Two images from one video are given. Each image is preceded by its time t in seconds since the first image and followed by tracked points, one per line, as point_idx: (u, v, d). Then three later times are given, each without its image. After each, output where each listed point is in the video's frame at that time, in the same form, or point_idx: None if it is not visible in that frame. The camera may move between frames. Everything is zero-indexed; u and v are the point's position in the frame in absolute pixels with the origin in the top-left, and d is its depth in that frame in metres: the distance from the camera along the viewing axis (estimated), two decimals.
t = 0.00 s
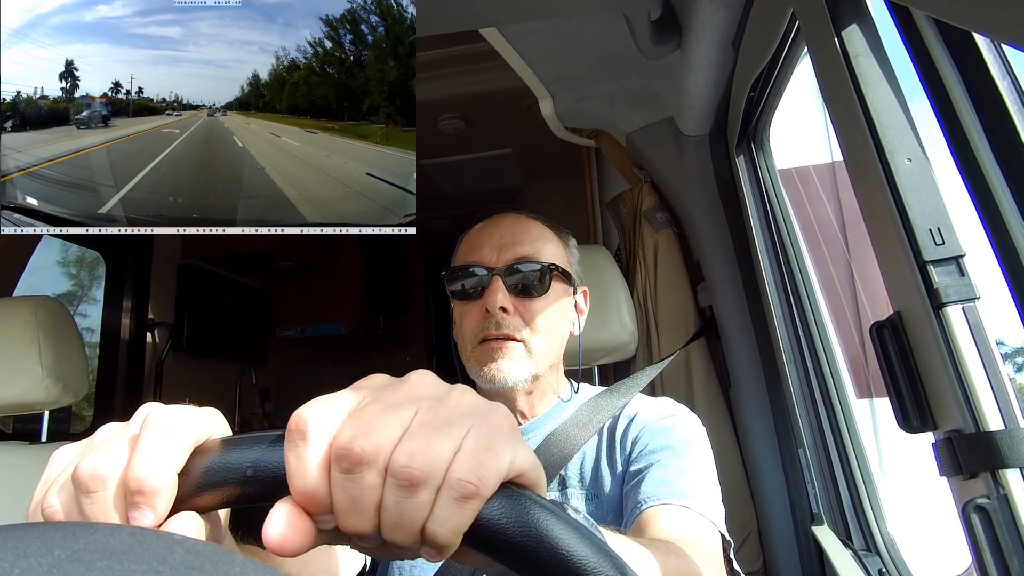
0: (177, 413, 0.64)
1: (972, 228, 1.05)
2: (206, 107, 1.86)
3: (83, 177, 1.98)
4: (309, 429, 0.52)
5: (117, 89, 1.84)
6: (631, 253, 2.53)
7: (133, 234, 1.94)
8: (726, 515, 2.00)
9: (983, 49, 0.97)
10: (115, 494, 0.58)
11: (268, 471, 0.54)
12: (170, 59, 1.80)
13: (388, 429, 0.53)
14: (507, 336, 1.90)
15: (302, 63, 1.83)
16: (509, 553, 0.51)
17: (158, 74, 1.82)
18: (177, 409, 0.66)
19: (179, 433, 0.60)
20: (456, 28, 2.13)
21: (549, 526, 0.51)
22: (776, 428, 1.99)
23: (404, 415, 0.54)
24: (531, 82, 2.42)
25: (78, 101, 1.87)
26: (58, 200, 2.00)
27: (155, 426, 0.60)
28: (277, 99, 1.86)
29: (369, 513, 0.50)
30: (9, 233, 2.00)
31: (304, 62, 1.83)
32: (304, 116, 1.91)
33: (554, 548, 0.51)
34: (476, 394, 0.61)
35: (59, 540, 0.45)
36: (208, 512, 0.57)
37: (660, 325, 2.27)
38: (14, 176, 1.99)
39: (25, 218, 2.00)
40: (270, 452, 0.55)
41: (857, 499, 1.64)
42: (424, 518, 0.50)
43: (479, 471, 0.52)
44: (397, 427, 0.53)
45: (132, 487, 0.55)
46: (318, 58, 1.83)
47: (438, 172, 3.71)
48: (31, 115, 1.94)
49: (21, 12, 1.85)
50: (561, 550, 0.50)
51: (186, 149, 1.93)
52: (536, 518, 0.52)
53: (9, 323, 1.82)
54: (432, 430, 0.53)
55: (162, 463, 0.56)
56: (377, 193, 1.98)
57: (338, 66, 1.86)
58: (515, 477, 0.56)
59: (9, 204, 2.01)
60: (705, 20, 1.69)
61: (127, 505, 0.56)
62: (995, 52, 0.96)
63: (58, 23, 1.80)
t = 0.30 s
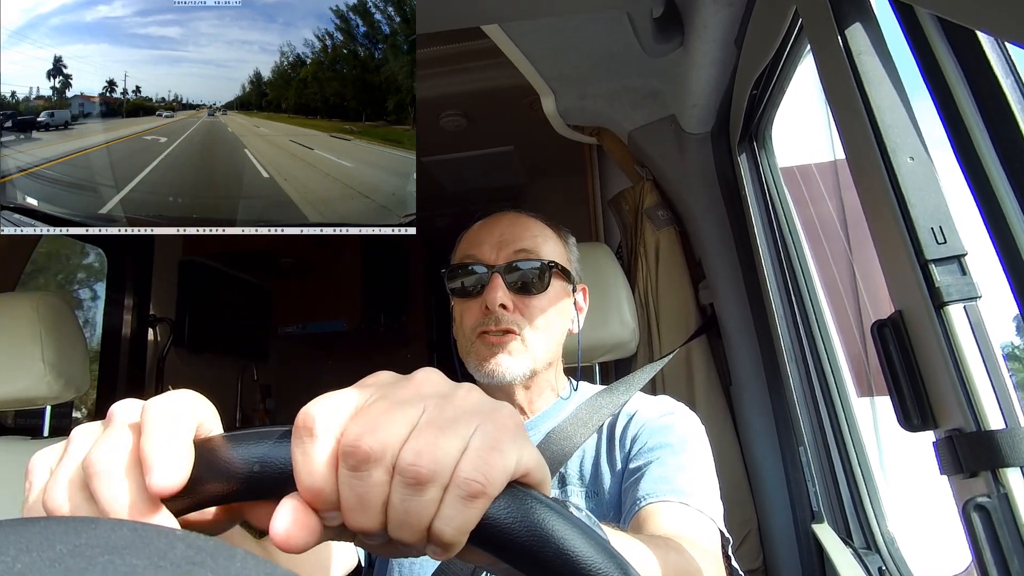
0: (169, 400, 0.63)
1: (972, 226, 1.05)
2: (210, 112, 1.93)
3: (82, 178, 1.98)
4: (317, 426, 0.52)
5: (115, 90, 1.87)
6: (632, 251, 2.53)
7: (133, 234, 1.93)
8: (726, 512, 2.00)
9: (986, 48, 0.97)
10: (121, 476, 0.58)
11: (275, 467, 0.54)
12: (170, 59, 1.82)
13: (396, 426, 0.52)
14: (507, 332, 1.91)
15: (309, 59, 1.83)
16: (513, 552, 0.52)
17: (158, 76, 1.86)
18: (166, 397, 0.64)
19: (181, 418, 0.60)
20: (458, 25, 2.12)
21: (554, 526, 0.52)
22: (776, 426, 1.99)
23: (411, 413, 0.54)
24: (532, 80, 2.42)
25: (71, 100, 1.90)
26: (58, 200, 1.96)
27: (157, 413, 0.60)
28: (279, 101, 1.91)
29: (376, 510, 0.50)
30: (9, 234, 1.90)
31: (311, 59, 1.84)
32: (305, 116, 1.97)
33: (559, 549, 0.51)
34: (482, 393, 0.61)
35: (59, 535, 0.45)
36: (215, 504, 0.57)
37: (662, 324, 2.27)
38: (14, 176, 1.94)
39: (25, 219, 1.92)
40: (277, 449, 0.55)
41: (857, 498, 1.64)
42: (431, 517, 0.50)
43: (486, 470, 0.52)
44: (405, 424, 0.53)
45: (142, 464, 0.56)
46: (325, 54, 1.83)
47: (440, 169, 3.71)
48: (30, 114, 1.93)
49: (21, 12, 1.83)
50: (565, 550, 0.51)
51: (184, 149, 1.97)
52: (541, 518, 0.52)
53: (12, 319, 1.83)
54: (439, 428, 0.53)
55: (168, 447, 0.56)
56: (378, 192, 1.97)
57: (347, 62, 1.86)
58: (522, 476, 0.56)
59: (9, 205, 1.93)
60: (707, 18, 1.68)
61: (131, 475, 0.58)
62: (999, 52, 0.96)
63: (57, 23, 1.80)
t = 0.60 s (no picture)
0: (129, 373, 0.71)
1: (973, 225, 1.05)
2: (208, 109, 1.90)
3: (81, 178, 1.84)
4: (341, 428, 0.52)
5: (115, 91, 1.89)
6: (633, 251, 2.53)
7: (134, 234, 1.83)
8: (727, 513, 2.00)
9: (988, 47, 0.97)
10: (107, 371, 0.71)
11: (295, 468, 0.54)
12: (169, 59, 1.73)
13: (419, 431, 0.52)
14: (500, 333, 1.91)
15: (316, 55, 1.79)
16: (528, 561, 0.52)
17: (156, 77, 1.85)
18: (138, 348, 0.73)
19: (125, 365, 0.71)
20: (460, 25, 2.12)
21: (567, 536, 0.53)
22: (777, 426, 1.99)
23: (434, 418, 0.54)
24: (533, 79, 2.42)
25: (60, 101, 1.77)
26: (58, 200, 1.81)
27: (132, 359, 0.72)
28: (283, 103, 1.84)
29: (396, 514, 0.50)
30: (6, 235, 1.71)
31: (319, 57, 1.81)
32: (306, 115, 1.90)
33: (574, 559, 0.52)
34: (503, 399, 0.61)
35: (58, 535, 0.45)
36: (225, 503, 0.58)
37: (662, 324, 2.27)
38: (16, 177, 1.79)
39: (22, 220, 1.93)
40: (298, 449, 0.55)
41: (858, 498, 1.64)
42: (451, 524, 0.51)
43: (507, 479, 0.52)
44: (428, 430, 0.52)
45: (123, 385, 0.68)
46: (333, 50, 1.82)
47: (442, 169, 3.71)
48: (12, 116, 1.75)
49: (20, 12, 1.69)
50: (580, 560, 0.52)
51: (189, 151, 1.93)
52: (556, 529, 0.53)
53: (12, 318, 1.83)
54: (462, 435, 0.53)
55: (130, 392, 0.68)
56: (377, 193, 1.97)
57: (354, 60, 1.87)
58: (540, 485, 0.56)
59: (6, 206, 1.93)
60: (709, 18, 1.68)
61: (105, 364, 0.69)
62: (1000, 51, 0.96)
63: (57, 24, 1.69)
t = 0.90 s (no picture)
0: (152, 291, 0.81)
1: (971, 225, 1.05)
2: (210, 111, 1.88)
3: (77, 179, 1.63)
4: (334, 430, 0.52)
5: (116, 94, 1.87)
6: (632, 252, 2.53)
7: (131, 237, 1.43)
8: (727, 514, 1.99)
9: (984, 47, 0.97)
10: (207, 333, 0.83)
11: (290, 470, 0.55)
12: (169, 60, 1.54)
13: (413, 431, 0.52)
14: (496, 331, 1.92)
15: (327, 52, 1.62)
16: (524, 559, 0.52)
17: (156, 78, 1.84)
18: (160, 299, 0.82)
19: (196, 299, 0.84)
20: (457, 27, 2.12)
21: (563, 533, 0.53)
22: (776, 425, 2.00)
23: (428, 418, 0.54)
24: (531, 80, 2.42)
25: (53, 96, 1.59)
26: (60, 199, 1.62)
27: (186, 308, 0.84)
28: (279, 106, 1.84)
29: (391, 515, 0.51)
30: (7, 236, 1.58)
31: (328, 55, 1.63)
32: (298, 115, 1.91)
33: (570, 557, 0.52)
34: (498, 398, 0.60)
35: (59, 538, 0.45)
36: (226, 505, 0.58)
37: (661, 325, 2.27)
38: (15, 178, 1.63)
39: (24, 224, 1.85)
40: (293, 451, 0.55)
41: (858, 497, 1.64)
42: (445, 524, 0.51)
43: (501, 478, 0.52)
44: (422, 430, 0.53)
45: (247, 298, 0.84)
46: (344, 46, 1.65)
47: (440, 171, 3.71)
48: (9, 117, 1.59)
49: (21, 12, 1.57)
50: (577, 558, 0.52)
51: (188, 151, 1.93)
52: (552, 527, 0.53)
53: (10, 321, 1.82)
54: (456, 435, 0.53)
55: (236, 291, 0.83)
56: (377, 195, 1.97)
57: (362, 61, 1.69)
58: (535, 484, 0.56)
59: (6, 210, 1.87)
60: (707, 18, 1.68)
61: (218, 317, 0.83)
62: (997, 51, 0.96)
63: (58, 23, 1.54)
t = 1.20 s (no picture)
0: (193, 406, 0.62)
1: (971, 226, 1.05)
2: (211, 110, 1.86)
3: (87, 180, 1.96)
4: (326, 430, 0.52)
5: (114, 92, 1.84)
6: (632, 252, 2.53)
7: (134, 234, 1.93)
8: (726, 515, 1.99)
9: (984, 47, 0.97)
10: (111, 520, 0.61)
11: (281, 473, 0.53)
12: (170, 59, 1.81)
13: (406, 431, 0.52)
14: (496, 333, 1.91)
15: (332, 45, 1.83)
16: (517, 557, 0.51)
17: (150, 76, 1.83)
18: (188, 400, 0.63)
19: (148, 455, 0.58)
20: (456, 28, 2.12)
21: (559, 532, 0.51)
22: (776, 426, 2.00)
23: (421, 417, 0.54)
24: (531, 81, 2.42)
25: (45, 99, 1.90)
26: (58, 200, 1.96)
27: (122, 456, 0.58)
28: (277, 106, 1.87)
29: (384, 514, 0.51)
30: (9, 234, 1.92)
31: (339, 49, 1.84)
32: (296, 114, 1.89)
33: (564, 554, 0.51)
34: (492, 398, 0.61)
35: (58, 539, 0.45)
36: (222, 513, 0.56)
37: (661, 325, 2.27)
38: (15, 177, 1.94)
39: (25, 218, 1.94)
40: (285, 453, 0.54)
41: (857, 497, 1.64)
42: (438, 523, 0.51)
43: (494, 477, 0.52)
44: (414, 430, 0.53)
45: (175, 503, 0.54)
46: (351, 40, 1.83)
47: (439, 171, 3.72)
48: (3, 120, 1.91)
49: (21, 12, 1.85)
50: (571, 556, 0.51)
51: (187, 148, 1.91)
52: (546, 524, 0.52)
53: (10, 322, 1.83)
54: (448, 434, 0.53)
55: (192, 476, 0.55)
56: (378, 195, 1.97)
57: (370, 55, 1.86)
58: (529, 482, 0.56)
59: (9, 204, 1.95)
60: (705, 19, 1.68)
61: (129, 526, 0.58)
62: (996, 51, 0.96)
63: (57, 22, 1.81)
